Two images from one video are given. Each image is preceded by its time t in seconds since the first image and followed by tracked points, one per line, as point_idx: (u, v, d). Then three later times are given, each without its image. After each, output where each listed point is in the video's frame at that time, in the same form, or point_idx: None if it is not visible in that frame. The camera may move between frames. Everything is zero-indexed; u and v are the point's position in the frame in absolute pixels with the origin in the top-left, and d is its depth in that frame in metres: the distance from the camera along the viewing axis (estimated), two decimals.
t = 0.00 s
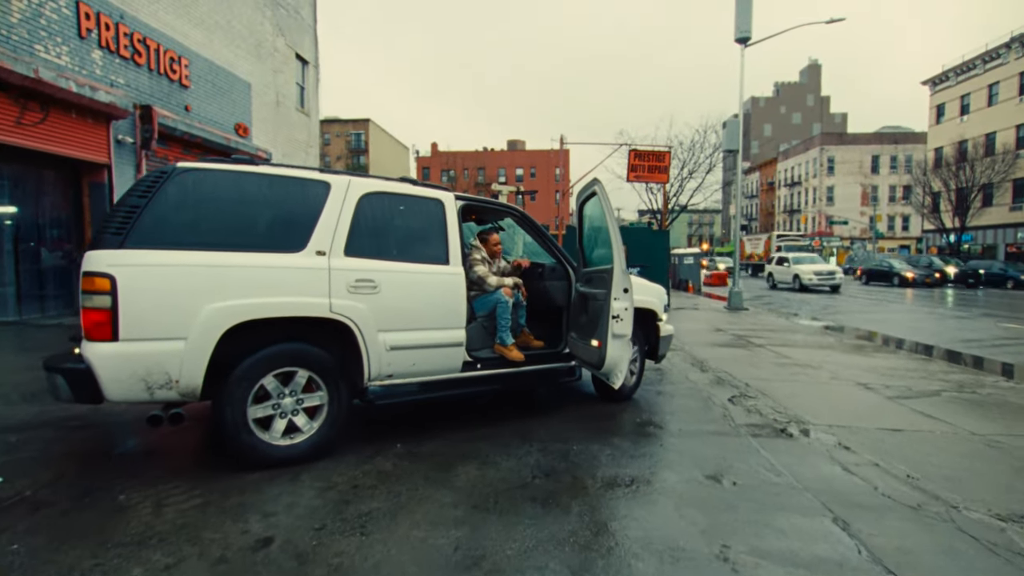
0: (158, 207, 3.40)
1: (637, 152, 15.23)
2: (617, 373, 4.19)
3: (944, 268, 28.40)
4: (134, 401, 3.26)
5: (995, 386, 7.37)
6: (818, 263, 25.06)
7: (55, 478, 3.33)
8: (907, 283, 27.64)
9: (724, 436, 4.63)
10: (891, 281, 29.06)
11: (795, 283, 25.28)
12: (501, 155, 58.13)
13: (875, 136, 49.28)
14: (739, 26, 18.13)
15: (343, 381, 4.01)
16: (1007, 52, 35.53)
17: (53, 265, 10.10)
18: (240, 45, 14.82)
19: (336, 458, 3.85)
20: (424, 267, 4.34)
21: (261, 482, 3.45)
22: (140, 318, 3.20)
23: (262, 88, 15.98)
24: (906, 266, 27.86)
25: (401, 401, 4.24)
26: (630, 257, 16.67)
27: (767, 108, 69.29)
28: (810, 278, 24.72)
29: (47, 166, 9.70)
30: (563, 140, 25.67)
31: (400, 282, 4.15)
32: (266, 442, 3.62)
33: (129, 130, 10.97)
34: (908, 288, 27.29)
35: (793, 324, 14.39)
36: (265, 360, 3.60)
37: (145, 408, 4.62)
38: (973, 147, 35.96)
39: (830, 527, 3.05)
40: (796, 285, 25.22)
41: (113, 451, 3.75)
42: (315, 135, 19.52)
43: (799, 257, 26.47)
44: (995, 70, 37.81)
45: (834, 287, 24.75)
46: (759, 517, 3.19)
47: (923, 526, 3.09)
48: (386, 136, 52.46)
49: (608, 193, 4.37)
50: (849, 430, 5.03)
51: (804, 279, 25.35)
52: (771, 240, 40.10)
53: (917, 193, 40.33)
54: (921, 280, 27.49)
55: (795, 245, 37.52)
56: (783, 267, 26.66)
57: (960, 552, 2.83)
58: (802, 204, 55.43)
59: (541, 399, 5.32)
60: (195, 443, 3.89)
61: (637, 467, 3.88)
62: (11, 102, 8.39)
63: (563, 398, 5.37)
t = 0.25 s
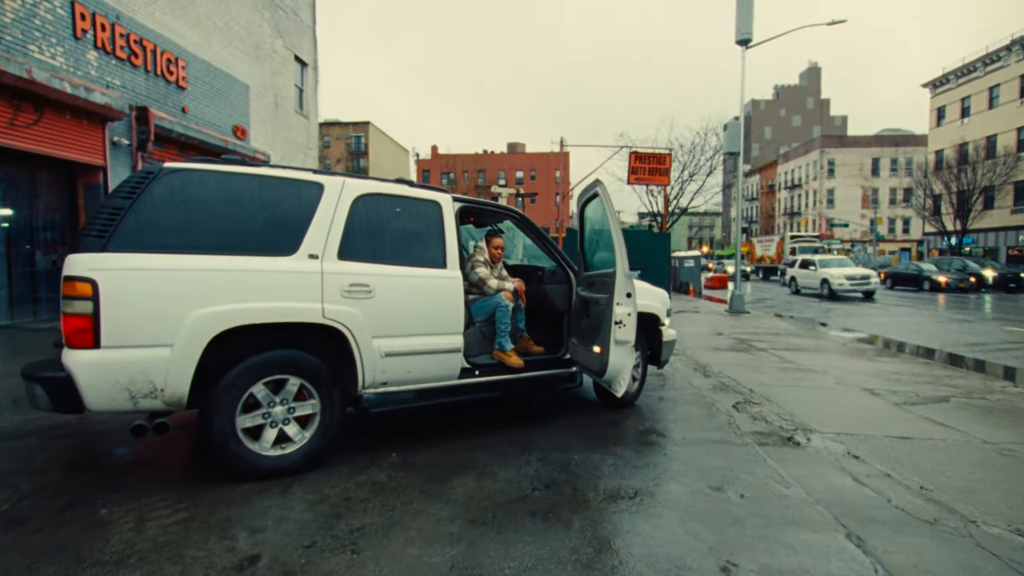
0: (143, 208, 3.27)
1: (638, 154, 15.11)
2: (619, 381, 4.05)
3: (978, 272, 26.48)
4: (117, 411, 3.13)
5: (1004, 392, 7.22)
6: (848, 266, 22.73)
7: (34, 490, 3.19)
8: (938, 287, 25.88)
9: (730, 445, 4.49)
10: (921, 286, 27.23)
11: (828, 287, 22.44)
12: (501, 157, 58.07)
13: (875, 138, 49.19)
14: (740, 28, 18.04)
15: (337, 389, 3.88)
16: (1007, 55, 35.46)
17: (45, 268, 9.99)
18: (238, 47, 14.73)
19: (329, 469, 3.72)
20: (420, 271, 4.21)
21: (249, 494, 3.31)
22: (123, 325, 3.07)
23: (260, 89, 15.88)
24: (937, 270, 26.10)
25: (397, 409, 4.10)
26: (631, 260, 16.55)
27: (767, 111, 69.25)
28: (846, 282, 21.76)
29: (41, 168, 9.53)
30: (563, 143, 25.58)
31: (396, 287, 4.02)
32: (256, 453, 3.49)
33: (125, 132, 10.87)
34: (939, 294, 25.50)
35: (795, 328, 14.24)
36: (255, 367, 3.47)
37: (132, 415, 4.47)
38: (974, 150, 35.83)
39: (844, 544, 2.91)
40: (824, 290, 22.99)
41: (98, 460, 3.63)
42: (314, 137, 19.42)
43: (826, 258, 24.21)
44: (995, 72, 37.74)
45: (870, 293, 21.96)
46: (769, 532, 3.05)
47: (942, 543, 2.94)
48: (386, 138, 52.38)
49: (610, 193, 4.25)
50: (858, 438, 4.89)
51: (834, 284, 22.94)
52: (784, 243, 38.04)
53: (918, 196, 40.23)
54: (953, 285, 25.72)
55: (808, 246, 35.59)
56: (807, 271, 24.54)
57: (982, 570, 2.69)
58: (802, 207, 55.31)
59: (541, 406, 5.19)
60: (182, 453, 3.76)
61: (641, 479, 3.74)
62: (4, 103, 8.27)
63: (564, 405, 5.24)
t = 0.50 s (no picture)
0: (128, 210, 3.15)
1: (638, 156, 15.01)
2: (623, 388, 3.92)
3: (1019, 275, 25.16)
4: (100, 421, 3.00)
5: (1013, 397, 7.08)
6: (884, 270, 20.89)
7: (14, 503, 3.07)
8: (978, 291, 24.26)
9: (736, 454, 4.36)
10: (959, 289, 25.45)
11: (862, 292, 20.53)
12: (501, 159, 58.02)
13: (876, 140, 49.11)
14: (741, 29, 17.95)
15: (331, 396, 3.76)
16: (1008, 57, 35.40)
17: (39, 270, 9.83)
18: (236, 48, 14.64)
19: (323, 479, 3.59)
20: (417, 274, 4.09)
21: (238, 507, 3.19)
22: (106, 331, 2.95)
23: (259, 91, 15.79)
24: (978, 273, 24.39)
25: (393, 417, 3.98)
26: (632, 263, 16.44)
27: (767, 113, 69.21)
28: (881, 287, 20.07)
29: (35, 169, 9.43)
30: (563, 145, 25.52)
31: (392, 290, 3.90)
32: (247, 463, 3.37)
33: (121, 133, 10.76)
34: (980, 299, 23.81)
35: (797, 330, 14.13)
36: (246, 375, 3.35)
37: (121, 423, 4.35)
38: (975, 151, 35.74)
39: (859, 561, 2.79)
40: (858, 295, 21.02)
41: (82, 471, 3.50)
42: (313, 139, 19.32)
43: (858, 260, 22.15)
44: (996, 74, 37.67)
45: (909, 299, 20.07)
46: (780, 548, 2.92)
47: (961, 559, 2.82)
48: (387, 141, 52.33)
49: (612, 192, 4.12)
50: (867, 446, 4.76)
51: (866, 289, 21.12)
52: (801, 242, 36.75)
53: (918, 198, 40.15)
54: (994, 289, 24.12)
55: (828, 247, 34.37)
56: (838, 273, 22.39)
57: None
58: (803, 209, 55.21)
59: (542, 412, 5.06)
60: (171, 463, 3.64)
61: (645, 490, 3.61)
62: None
63: (565, 411, 5.12)
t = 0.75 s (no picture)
0: (110, 210, 3.03)
1: (640, 157, 14.88)
2: (625, 395, 3.80)
3: None
4: (80, 431, 2.88)
5: None
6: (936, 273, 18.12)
7: None
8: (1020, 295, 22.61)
9: (742, 462, 4.23)
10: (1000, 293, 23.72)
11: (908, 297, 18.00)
12: (502, 160, 57.92)
13: (877, 141, 48.97)
14: (743, 29, 17.82)
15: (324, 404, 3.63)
16: (1010, 57, 35.25)
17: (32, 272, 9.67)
18: (234, 48, 14.53)
19: (314, 490, 3.47)
20: (412, 277, 3.96)
21: (225, 520, 3.06)
22: (85, 338, 2.82)
23: (257, 91, 15.68)
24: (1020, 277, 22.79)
25: (388, 424, 3.85)
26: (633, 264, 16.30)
27: (768, 114, 69.09)
28: (937, 292, 17.09)
29: (28, 170, 9.31)
30: (563, 146, 25.42)
31: (387, 294, 3.77)
32: (235, 474, 3.24)
33: (117, 133, 10.64)
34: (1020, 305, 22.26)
35: (799, 332, 13.99)
36: (234, 382, 3.21)
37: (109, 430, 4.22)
38: (977, 152, 35.59)
39: None
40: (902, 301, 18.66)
41: (64, 482, 3.37)
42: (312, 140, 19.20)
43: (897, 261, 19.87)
44: (998, 75, 37.53)
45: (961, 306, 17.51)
46: (790, 564, 2.79)
47: None
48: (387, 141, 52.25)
49: (614, 192, 3.99)
50: (876, 453, 4.63)
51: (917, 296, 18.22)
52: (818, 241, 35.19)
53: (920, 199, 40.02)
54: None
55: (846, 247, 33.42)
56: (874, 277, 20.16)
57: None
58: (804, 210, 55.05)
59: (541, 418, 4.94)
60: (157, 473, 3.51)
61: (649, 501, 3.48)
62: None
63: (565, 417, 4.99)
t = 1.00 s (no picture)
0: (89, 211, 2.90)
1: (641, 158, 14.76)
2: (629, 403, 3.67)
3: None
4: (57, 441, 2.74)
5: None
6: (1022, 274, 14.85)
7: None
8: None
9: (750, 471, 4.10)
10: None
11: (972, 305, 15.34)
12: (502, 161, 57.86)
13: (879, 142, 48.80)
14: (745, 28, 17.71)
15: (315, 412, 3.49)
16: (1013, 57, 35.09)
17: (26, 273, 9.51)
18: (232, 48, 14.43)
19: (305, 501, 3.33)
20: (408, 280, 3.83)
21: (210, 535, 2.92)
22: (62, 345, 2.68)
23: (256, 91, 15.57)
24: None
25: (382, 433, 3.71)
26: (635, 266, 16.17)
27: (769, 114, 68.97)
28: (1008, 300, 14.42)
29: (22, 170, 9.18)
30: (563, 146, 25.31)
31: (381, 298, 3.64)
32: (221, 485, 3.10)
33: (113, 133, 10.53)
34: None
35: (802, 335, 13.84)
36: (220, 389, 3.07)
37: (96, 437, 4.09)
38: (979, 153, 35.42)
39: None
40: (970, 309, 15.65)
41: (46, 492, 3.24)
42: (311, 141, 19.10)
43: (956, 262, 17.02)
44: (1000, 75, 37.35)
45: None
46: None
47: None
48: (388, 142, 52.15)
49: (617, 193, 3.84)
50: (887, 462, 4.48)
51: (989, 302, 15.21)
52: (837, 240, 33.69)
53: (922, 200, 39.86)
54: None
55: (866, 246, 32.66)
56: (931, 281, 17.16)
57: None
58: (806, 211, 54.88)
59: (541, 425, 4.80)
60: (143, 484, 3.38)
61: (654, 513, 3.34)
62: None
63: (566, 424, 4.85)
